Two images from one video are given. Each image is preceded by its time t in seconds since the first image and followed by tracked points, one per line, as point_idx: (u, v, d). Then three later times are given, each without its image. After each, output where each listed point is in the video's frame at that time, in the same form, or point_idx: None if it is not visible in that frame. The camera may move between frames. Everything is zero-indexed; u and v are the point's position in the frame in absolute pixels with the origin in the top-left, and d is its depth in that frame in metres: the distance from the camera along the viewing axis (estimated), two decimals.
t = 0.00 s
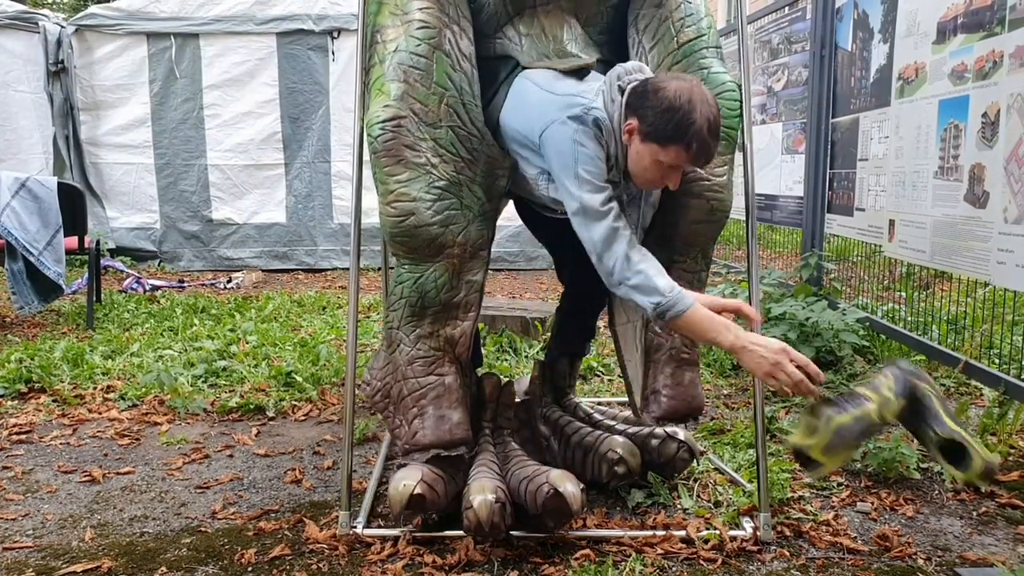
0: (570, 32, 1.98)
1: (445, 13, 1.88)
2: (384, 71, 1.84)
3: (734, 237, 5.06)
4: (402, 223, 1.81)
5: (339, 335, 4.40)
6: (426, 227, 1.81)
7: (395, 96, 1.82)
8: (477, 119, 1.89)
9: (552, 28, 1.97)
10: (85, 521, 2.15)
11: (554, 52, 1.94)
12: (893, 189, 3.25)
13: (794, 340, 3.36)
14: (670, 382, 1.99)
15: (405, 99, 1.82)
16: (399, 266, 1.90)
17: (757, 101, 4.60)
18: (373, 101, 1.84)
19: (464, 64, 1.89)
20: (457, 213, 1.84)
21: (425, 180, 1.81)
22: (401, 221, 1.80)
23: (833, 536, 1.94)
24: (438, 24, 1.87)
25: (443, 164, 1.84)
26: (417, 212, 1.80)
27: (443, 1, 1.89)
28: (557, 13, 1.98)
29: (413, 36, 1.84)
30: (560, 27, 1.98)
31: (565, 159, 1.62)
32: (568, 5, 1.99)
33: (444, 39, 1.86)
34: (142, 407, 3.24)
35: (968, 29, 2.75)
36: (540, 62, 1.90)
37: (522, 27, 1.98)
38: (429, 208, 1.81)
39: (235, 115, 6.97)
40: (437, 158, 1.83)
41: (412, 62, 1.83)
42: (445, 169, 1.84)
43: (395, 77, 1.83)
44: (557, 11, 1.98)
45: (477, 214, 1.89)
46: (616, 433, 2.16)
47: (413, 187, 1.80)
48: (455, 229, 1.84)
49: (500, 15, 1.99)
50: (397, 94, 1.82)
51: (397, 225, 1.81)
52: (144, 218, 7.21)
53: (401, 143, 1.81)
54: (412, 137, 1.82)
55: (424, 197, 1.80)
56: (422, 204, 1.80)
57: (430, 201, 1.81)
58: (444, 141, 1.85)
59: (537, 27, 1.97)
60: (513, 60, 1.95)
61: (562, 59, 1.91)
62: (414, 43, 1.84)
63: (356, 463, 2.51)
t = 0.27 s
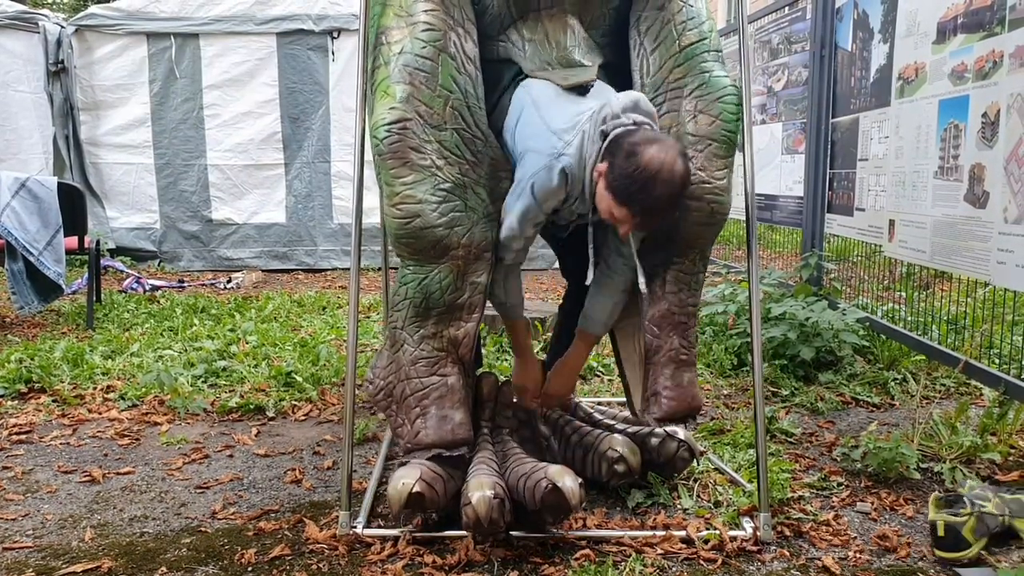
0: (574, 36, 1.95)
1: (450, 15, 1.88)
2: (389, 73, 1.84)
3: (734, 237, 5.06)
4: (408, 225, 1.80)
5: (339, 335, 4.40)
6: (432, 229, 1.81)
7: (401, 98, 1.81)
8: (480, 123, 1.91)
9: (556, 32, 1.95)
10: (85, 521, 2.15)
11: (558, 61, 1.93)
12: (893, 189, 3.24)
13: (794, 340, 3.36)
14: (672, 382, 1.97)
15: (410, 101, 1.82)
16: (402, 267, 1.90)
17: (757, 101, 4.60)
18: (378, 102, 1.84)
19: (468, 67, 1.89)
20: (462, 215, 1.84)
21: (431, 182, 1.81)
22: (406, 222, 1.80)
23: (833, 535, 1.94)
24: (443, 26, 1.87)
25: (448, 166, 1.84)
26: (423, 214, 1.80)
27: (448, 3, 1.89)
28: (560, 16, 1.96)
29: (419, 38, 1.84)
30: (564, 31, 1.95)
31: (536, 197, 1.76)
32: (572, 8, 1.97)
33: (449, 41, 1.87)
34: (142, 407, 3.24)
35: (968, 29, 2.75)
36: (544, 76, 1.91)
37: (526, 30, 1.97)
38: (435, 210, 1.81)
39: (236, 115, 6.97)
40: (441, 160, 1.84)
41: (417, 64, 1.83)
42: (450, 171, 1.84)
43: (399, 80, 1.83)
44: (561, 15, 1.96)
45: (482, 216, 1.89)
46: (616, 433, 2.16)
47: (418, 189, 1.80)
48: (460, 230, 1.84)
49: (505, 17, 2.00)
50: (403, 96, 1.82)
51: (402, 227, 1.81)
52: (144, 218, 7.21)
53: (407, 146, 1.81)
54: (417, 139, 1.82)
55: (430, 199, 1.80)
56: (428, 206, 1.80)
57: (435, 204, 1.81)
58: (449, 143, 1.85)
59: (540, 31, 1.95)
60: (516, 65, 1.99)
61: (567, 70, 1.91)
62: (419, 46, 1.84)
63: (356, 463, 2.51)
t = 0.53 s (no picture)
0: (566, 43, 1.95)
1: (446, 17, 1.89)
2: (386, 74, 1.84)
3: (734, 237, 5.06)
4: (406, 225, 1.80)
5: (338, 335, 4.40)
6: (431, 229, 1.81)
7: (398, 99, 1.81)
8: (476, 125, 1.92)
9: (549, 38, 1.94)
10: (85, 521, 2.15)
11: (547, 74, 1.94)
12: (893, 189, 3.24)
13: (794, 340, 3.36)
14: (660, 386, 1.96)
15: (407, 102, 1.82)
16: (401, 268, 1.90)
17: (756, 101, 4.60)
18: (376, 104, 1.84)
19: (464, 69, 1.90)
20: (460, 215, 1.84)
21: (429, 183, 1.81)
22: (405, 223, 1.80)
23: (833, 536, 1.93)
24: (440, 28, 1.87)
25: (446, 167, 1.84)
26: (422, 215, 1.80)
27: (445, 4, 1.89)
28: (554, 21, 1.95)
29: (415, 39, 1.84)
30: (558, 37, 1.95)
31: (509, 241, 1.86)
32: (566, 12, 1.96)
33: (446, 43, 1.87)
34: (141, 407, 3.24)
35: (968, 29, 2.75)
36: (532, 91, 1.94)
37: (519, 33, 1.96)
38: (433, 211, 1.81)
39: (236, 115, 6.97)
40: (439, 161, 1.84)
41: (414, 66, 1.83)
42: (448, 172, 1.84)
43: (396, 82, 1.83)
44: (555, 20, 1.95)
45: (480, 217, 1.89)
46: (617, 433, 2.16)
47: (416, 190, 1.80)
48: (459, 231, 1.83)
49: (497, 19, 1.98)
50: (400, 97, 1.82)
51: (401, 227, 1.81)
52: (144, 218, 7.21)
53: (405, 147, 1.80)
54: (415, 140, 1.82)
55: (428, 200, 1.80)
56: (427, 207, 1.80)
57: (434, 204, 1.81)
58: (447, 145, 1.85)
59: (533, 38, 1.95)
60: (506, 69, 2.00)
61: (557, 82, 1.93)
62: (416, 47, 1.84)
63: (355, 463, 2.51)
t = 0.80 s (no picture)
0: (564, 36, 1.93)
1: (443, 14, 1.88)
2: (382, 73, 1.84)
3: (734, 237, 5.05)
4: (402, 224, 1.80)
5: (338, 335, 4.40)
6: (427, 228, 1.81)
7: (394, 98, 1.81)
8: (472, 121, 1.92)
9: (547, 34, 1.93)
10: (85, 521, 2.15)
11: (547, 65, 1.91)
12: (893, 189, 3.24)
13: (794, 340, 3.36)
14: (648, 382, 2.01)
15: (403, 100, 1.82)
16: (399, 266, 1.90)
17: (756, 101, 4.60)
18: (372, 102, 1.84)
19: (461, 66, 1.90)
20: (457, 213, 1.84)
21: (425, 181, 1.81)
22: (401, 222, 1.80)
23: (833, 536, 1.94)
24: (437, 26, 1.87)
25: (442, 165, 1.84)
26: (417, 213, 1.80)
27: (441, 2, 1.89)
28: (552, 17, 1.94)
29: (411, 37, 1.84)
30: (556, 31, 1.93)
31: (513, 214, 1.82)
32: (565, 8, 1.95)
33: (442, 40, 1.87)
34: (141, 407, 3.24)
35: (968, 29, 2.75)
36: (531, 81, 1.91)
37: (517, 29, 1.96)
38: (429, 209, 1.80)
39: (236, 115, 6.97)
40: (435, 159, 1.84)
41: (410, 63, 1.83)
42: (444, 170, 1.84)
43: (392, 80, 1.83)
44: (553, 16, 1.94)
45: (477, 214, 1.89)
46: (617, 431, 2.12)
47: (412, 189, 1.80)
48: (455, 229, 1.83)
49: (497, 17, 1.99)
50: (395, 96, 1.82)
51: (397, 226, 1.81)
52: (144, 218, 7.21)
53: (400, 145, 1.80)
54: (410, 138, 1.81)
55: (424, 198, 1.80)
56: (422, 205, 1.80)
57: (430, 202, 1.80)
58: (443, 142, 1.85)
59: (531, 34, 1.94)
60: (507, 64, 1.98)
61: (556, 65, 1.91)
62: (412, 45, 1.84)
63: (355, 463, 2.51)
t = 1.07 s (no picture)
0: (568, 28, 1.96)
1: (444, 10, 1.87)
2: (386, 70, 1.83)
3: (734, 237, 5.05)
4: (408, 222, 1.80)
5: (338, 335, 4.40)
6: (433, 225, 1.80)
7: (396, 96, 1.80)
8: (478, 115, 1.88)
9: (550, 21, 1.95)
10: (85, 521, 2.15)
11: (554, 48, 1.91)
12: (893, 189, 3.25)
13: (794, 340, 3.36)
14: (630, 367, 1.93)
15: (406, 98, 1.80)
16: (409, 262, 1.91)
17: (757, 101, 4.60)
18: (376, 101, 1.84)
19: (464, 60, 1.88)
20: (463, 209, 1.83)
21: (429, 177, 1.80)
22: (406, 220, 1.80)
23: (833, 535, 1.93)
24: (438, 22, 1.85)
25: (447, 161, 1.82)
26: (422, 211, 1.79)
27: None
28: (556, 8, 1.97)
29: (413, 34, 1.83)
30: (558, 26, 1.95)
31: (512, 117, 1.70)
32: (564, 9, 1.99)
33: (444, 36, 1.85)
34: (141, 407, 3.24)
35: (968, 28, 2.75)
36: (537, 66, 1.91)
37: (524, 19, 1.97)
38: (434, 206, 1.80)
39: (236, 115, 6.97)
40: (440, 155, 1.82)
41: (411, 60, 1.82)
42: (450, 166, 1.83)
43: (395, 77, 1.82)
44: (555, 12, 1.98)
45: (482, 209, 1.88)
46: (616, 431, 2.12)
47: (417, 186, 1.79)
48: (462, 225, 1.83)
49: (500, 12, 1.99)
50: (398, 93, 1.81)
51: (403, 224, 1.80)
52: (144, 218, 7.21)
53: (403, 142, 1.79)
54: (414, 135, 1.80)
55: (428, 195, 1.79)
56: (427, 202, 1.79)
57: (434, 199, 1.80)
58: (447, 138, 1.83)
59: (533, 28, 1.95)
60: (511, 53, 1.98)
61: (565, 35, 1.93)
62: (414, 42, 1.83)
63: (355, 463, 2.51)
